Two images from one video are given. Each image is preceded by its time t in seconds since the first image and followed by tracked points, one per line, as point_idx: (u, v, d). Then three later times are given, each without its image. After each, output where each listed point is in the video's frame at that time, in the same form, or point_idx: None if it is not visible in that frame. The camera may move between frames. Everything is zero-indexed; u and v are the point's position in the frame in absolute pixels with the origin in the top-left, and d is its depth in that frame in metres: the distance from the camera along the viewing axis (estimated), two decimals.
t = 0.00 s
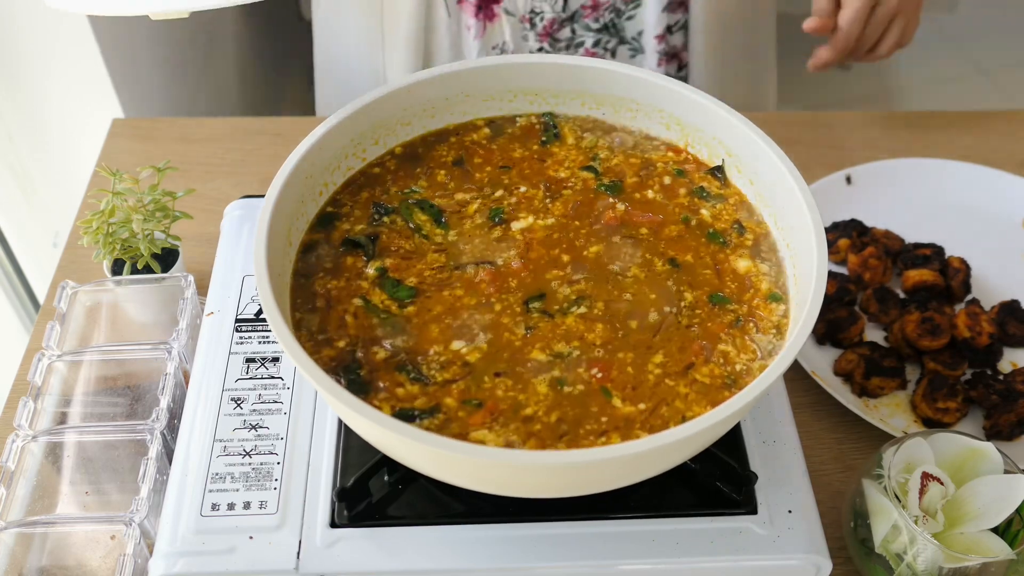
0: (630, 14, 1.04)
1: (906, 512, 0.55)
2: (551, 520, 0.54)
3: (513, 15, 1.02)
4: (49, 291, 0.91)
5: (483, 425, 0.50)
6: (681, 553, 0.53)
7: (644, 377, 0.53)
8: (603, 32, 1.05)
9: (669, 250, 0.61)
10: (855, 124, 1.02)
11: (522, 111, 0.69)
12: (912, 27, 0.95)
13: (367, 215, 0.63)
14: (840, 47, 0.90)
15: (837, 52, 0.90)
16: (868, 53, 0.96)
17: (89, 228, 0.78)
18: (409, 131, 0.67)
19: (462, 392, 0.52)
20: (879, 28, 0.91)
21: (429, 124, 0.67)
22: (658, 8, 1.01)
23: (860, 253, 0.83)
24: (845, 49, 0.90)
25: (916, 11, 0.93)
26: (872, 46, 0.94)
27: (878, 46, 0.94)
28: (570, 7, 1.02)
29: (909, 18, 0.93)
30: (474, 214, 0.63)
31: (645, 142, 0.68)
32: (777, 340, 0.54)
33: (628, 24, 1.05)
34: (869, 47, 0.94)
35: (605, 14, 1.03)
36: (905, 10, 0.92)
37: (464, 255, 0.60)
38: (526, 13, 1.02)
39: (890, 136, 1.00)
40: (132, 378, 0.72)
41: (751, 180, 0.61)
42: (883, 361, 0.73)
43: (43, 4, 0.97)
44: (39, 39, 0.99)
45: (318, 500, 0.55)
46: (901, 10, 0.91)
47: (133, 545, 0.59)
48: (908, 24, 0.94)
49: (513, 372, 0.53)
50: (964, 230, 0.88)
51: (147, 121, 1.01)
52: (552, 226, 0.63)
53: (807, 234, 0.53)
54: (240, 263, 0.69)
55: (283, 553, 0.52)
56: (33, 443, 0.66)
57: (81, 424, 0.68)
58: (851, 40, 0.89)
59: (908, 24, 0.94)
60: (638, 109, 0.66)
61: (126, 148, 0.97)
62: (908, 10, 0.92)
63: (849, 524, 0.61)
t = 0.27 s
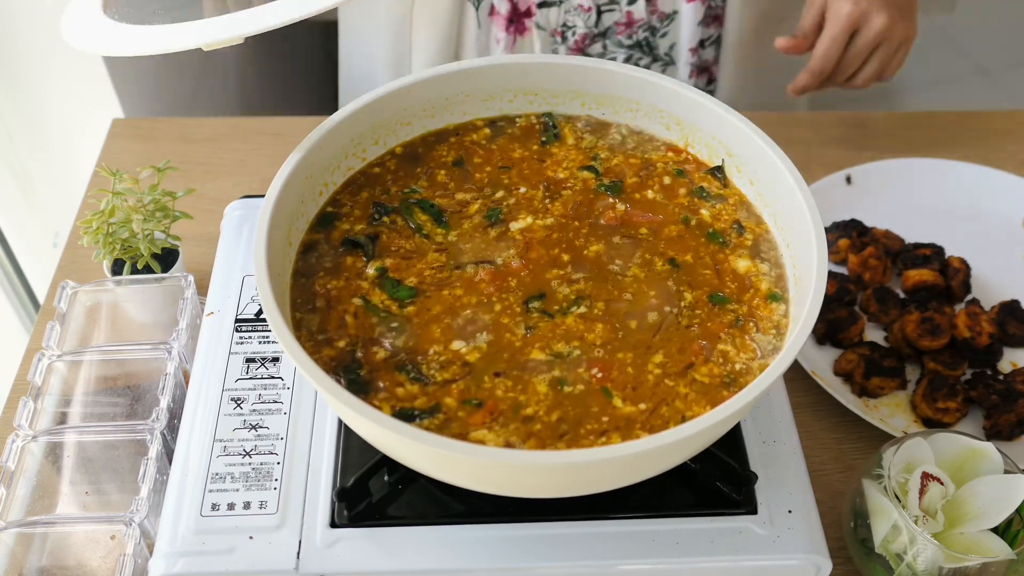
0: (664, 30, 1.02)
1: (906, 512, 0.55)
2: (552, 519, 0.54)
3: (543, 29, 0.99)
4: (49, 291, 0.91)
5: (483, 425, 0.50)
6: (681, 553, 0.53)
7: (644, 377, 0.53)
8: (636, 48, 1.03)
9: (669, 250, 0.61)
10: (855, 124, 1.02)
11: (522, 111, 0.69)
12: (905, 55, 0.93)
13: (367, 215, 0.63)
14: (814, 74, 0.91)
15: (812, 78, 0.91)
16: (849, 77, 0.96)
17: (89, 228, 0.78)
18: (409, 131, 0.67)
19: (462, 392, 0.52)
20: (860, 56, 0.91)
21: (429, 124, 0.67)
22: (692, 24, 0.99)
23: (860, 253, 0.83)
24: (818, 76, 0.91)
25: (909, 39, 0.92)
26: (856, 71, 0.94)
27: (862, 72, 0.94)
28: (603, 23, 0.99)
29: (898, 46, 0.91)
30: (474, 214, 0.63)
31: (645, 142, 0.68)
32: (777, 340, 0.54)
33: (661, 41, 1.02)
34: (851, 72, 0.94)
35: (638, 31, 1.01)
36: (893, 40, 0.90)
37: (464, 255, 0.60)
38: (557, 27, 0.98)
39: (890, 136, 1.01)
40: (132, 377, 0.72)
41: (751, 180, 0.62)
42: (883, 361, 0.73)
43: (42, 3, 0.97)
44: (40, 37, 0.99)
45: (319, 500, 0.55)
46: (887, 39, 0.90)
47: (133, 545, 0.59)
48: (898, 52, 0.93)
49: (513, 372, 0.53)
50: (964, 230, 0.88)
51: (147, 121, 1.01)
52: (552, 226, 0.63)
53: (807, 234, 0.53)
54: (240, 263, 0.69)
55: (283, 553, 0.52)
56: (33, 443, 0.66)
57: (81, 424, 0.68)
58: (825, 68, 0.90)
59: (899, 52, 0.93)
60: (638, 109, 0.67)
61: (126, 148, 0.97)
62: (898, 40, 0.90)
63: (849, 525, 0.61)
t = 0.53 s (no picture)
0: (681, 49, 1.04)
1: (906, 512, 0.55)
2: (553, 519, 0.54)
3: (560, 42, 1.03)
4: (48, 291, 0.91)
5: (483, 425, 0.50)
6: (681, 553, 0.53)
7: (644, 377, 0.53)
8: (650, 65, 1.06)
9: (669, 250, 0.61)
10: (855, 125, 1.02)
11: (522, 111, 0.69)
12: (858, 86, 0.98)
13: (367, 215, 0.63)
14: (767, 88, 0.94)
15: (765, 92, 0.95)
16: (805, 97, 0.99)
17: (89, 228, 0.78)
18: (409, 131, 0.67)
19: (462, 392, 0.52)
20: (814, 80, 0.95)
21: (429, 124, 0.67)
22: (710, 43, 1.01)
23: (860, 253, 0.83)
24: (771, 91, 0.95)
25: (864, 72, 0.96)
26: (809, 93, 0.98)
27: (814, 95, 0.98)
28: (618, 40, 1.03)
29: (852, 77, 0.95)
30: (474, 214, 0.64)
31: (645, 142, 0.68)
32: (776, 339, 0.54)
33: (677, 59, 1.05)
34: (804, 94, 0.98)
35: (653, 48, 1.04)
36: (848, 69, 0.94)
37: (464, 255, 0.60)
38: (572, 41, 1.03)
39: (890, 136, 1.01)
40: (132, 378, 0.72)
41: (751, 180, 0.62)
42: (884, 361, 0.73)
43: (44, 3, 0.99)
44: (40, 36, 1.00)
45: (319, 500, 0.55)
46: (842, 67, 0.94)
47: (133, 545, 0.59)
48: (852, 82, 0.97)
49: (513, 372, 0.53)
50: (963, 231, 0.88)
51: (147, 122, 1.02)
52: (552, 226, 0.63)
53: (807, 234, 0.53)
54: (240, 264, 0.69)
55: (283, 553, 0.52)
56: (33, 443, 0.66)
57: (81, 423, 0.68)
58: (778, 83, 0.94)
59: (852, 82, 0.97)
60: (638, 109, 0.67)
61: (126, 148, 0.97)
62: (852, 70, 0.94)
63: (849, 524, 0.61)
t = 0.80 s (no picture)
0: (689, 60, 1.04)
1: (906, 512, 0.54)
2: (553, 520, 0.54)
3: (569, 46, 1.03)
4: (48, 291, 0.91)
5: (483, 425, 0.50)
6: (681, 553, 0.53)
7: (644, 377, 0.53)
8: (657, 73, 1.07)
9: (669, 250, 0.61)
10: (854, 125, 1.02)
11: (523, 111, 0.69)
12: (861, 97, 0.97)
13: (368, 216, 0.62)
14: (773, 93, 0.94)
15: (770, 97, 0.94)
16: (809, 105, 0.99)
17: (89, 228, 0.78)
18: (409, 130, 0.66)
19: (462, 392, 0.52)
20: (819, 88, 0.94)
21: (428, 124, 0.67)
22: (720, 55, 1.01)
23: (860, 253, 0.83)
24: (775, 97, 0.95)
25: (867, 82, 0.96)
26: (814, 101, 0.97)
27: (818, 103, 0.97)
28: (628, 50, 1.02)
29: (857, 86, 0.95)
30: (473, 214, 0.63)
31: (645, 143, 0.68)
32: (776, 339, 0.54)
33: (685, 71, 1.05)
34: (809, 101, 0.97)
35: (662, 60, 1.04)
36: (853, 78, 0.94)
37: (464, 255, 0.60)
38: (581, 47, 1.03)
39: (889, 137, 1.01)
40: (132, 378, 0.72)
41: (751, 180, 0.62)
42: (884, 361, 0.73)
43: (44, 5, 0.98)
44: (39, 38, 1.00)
45: (319, 500, 0.55)
46: (847, 75, 0.93)
47: (133, 545, 0.59)
48: (855, 92, 0.96)
49: (513, 371, 0.53)
50: (963, 231, 0.88)
51: (147, 121, 1.02)
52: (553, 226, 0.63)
53: (807, 230, 0.54)
54: (240, 264, 0.69)
55: (283, 553, 0.52)
56: (33, 443, 0.66)
57: (81, 423, 0.68)
58: (783, 89, 0.94)
59: (856, 92, 0.97)
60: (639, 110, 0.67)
61: (126, 148, 0.97)
62: (857, 79, 0.94)
63: (849, 525, 0.61)
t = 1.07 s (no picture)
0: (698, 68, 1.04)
1: (906, 512, 0.54)
2: (553, 520, 0.54)
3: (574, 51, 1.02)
4: (48, 291, 0.91)
5: (483, 425, 0.50)
6: (681, 553, 0.53)
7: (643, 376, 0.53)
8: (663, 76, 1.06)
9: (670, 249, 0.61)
10: (854, 125, 1.02)
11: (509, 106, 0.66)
12: (863, 99, 0.98)
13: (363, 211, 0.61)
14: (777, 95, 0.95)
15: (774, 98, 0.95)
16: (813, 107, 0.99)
17: (89, 228, 0.78)
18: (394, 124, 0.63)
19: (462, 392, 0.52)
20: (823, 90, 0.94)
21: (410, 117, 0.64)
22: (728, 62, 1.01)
23: (860, 253, 0.83)
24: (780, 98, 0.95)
25: (871, 85, 0.96)
26: (818, 103, 0.98)
27: (822, 105, 0.97)
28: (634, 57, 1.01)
29: (860, 89, 0.95)
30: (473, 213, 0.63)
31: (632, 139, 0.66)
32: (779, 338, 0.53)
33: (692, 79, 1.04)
34: (813, 103, 0.97)
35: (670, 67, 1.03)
36: (857, 81, 0.94)
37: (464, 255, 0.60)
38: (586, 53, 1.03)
39: (889, 137, 1.01)
40: (132, 378, 0.72)
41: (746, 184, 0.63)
42: (883, 361, 0.73)
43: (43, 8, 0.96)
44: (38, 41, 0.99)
45: (319, 500, 0.55)
46: (852, 77, 0.94)
47: (133, 545, 0.59)
48: (858, 94, 0.96)
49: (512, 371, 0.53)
50: (963, 231, 0.88)
51: (147, 121, 1.02)
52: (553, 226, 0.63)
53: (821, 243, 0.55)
54: (240, 264, 0.69)
55: (283, 553, 0.52)
56: (33, 443, 0.66)
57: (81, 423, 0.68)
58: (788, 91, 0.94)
59: (859, 94, 0.97)
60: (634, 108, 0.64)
61: (126, 148, 0.97)
62: (861, 81, 0.94)
63: (849, 525, 0.61)
